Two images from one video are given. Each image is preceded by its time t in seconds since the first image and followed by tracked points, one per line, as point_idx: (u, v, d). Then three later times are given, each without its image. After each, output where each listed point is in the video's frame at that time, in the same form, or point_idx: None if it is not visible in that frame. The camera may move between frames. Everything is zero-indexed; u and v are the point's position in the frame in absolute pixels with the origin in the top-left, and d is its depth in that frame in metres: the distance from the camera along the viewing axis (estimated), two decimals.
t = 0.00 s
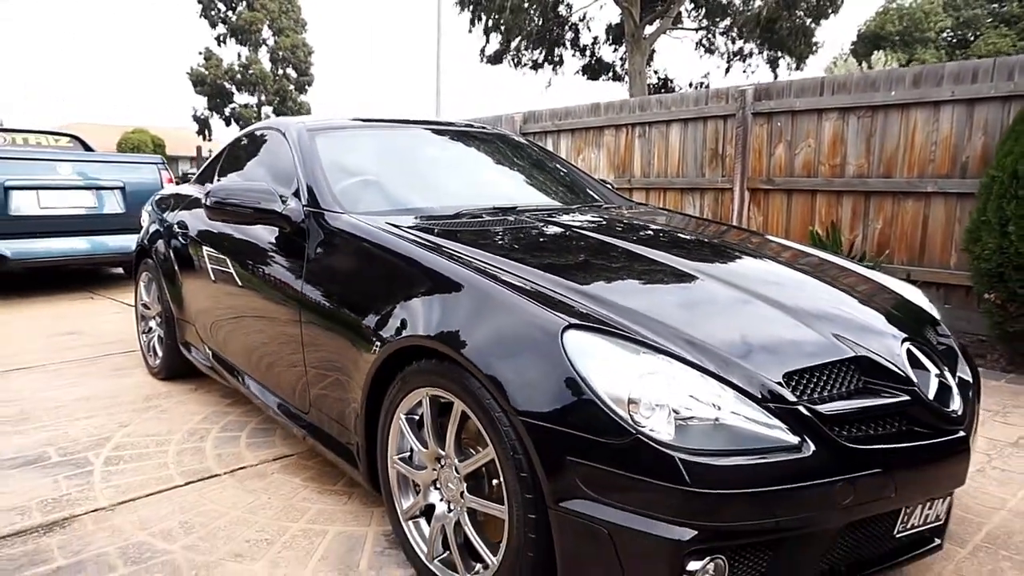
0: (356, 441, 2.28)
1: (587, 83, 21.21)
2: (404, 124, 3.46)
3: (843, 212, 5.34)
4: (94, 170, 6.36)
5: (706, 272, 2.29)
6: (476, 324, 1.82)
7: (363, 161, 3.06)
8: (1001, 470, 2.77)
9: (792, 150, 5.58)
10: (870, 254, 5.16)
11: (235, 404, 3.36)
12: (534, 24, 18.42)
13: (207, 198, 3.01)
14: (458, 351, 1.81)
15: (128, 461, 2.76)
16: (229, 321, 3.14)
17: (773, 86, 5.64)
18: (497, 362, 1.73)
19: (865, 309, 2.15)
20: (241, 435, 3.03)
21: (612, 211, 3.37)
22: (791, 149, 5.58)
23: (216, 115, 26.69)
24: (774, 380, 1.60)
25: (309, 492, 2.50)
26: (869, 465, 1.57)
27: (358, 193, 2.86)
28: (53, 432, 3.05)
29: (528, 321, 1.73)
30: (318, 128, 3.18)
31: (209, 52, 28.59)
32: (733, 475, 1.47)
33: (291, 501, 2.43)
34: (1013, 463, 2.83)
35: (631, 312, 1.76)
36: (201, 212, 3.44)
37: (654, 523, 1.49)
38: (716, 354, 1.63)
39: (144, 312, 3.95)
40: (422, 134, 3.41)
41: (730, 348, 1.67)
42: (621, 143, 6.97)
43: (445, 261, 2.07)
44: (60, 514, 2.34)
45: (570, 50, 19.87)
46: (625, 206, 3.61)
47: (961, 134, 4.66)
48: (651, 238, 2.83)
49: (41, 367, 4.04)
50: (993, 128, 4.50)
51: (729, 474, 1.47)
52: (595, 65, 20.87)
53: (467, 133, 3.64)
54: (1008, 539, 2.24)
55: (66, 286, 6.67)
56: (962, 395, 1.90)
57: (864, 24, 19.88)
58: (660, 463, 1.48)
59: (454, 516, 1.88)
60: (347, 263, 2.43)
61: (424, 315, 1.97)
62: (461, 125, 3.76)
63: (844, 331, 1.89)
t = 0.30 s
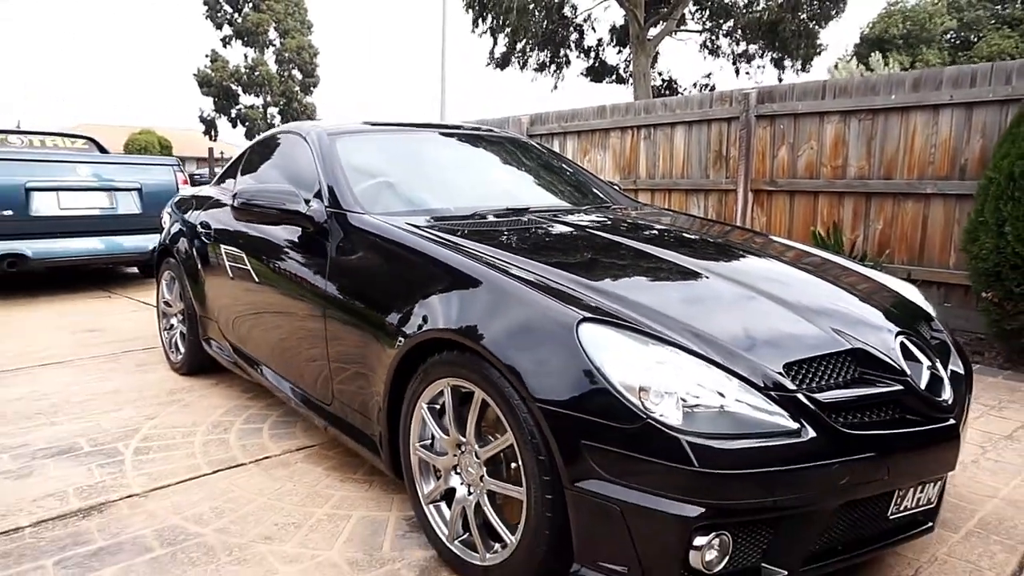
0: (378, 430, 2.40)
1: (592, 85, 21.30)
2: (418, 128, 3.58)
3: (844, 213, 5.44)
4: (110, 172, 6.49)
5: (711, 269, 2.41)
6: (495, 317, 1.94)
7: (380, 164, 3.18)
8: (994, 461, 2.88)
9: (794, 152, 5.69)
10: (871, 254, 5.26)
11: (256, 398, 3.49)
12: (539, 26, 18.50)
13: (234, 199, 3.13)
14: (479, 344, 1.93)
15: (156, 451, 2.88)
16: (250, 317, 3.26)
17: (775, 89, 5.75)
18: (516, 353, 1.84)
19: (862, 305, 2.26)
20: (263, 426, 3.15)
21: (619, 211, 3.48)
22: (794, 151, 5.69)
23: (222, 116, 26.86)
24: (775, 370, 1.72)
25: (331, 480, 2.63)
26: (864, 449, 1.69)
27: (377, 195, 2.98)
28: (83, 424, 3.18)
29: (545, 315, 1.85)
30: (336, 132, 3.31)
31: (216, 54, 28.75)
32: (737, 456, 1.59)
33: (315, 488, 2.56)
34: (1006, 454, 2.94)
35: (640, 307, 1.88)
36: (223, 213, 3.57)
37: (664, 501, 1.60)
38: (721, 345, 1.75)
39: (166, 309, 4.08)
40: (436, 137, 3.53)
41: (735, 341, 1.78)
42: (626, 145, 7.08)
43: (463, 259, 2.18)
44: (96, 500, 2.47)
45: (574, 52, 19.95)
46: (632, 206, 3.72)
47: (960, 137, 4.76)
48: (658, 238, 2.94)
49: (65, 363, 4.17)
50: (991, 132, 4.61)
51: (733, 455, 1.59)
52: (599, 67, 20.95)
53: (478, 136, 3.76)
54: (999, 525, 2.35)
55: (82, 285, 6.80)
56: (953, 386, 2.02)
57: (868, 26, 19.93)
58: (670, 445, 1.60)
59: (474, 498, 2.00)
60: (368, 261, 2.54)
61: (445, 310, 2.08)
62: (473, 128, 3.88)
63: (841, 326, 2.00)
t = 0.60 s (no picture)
0: (398, 422, 2.51)
1: (598, 86, 21.36)
2: (433, 132, 3.70)
3: (848, 214, 5.54)
4: (128, 174, 6.63)
5: (715, 269, 2.52)
6: (511, 314, 2.05)
7: (396, 167, 3.30)
8: (990, 455, 2.98)
9: (799, 154, 5.78)
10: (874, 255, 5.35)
11: (276, 393, 3.61)
12: (546, 28, 18.56)
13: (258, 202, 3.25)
14: (496, 339, 2.04)
15: (183, 443, 3.01)
16: (270, 315, 3.38)
17: (780, 93, 5.84)
18: (532, 348, 1.96)
19: (859, 304, 2.36)
20: (284, 420, 3.28)
21: (627, 213, 3.59)
22: (799, 154, 5.78)
23: (231, 117, 27.04)
24: (777, 364, 1.83)
25: (352, 470, 2.75)
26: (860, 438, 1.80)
27: (394, 197, 3.10)
28: (111, 418, 3.31)
29: (560, 312, 1.96)
30: (355, 137, 3.43)
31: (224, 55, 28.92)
32: (740, 444, 1.69)
33: (336, 478, 2.68)
34: (1002, 449, 3.04)
35: (648, 304, 1.99)
36: (244, 214, 3.69)
37: (672, 486, 1.72)
38: (725, 341, 1.86)
39: (187, 307, 4.22)
40: (450, 141, 3.65)
41: (738, 336, 1.89)
42: (634, 147, 7.19)
43: (480, 258, 2.29)
44: (129, 488, 2.59)
45: (581, 53, 20.01)
46: (640, 208, 3.83)
47: (962, 140, 4.85)
48: (665, 239, 3.05)
49: (90, 360, 4.31)
50: (993, 136, 4.70)
51: (736, 443, 1.69)
52: (606, 68, 21.00)
53: (490, 140, 3.88)
54: (992, 515, 2.46)
55: (100, 285, 6.95)
56: (945, 380, 2.13)
57: (875, 27, 19.93)
58: (677, 433, 1.71)
59: (491, 486, 2.12)
60: (387, 261, 2.66)
61: (464, 307, 2.20)
62: (485, 133, 3.99)
63: (840, 323, 2.11)
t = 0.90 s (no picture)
0: (418, 415, 2.60)
1: (613, 85, 21.35)
2: (451, 134, 3.79)
3: (862, 214, 5.56)
4: (151, 175, 6.78)
5: (726, 268, 2.59)
6: (527, 310, 2.13)
7: (415, 167, 3.39)
8: (1000, 452, 3.03)
9: (812, 155, 5.82)
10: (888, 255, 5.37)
11: (298, 388, 3.72)
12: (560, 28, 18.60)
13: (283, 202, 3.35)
14: (514, 334, 2.13)
15: (210, 434, 3.12)
16: (292, 313, 3.49)
17: (794, 93, 5.88)
18: (547, 342, 2.04)
19: (868, 302, 2.42)
20: (307, 414, 3.38)
21: (642, 213, 3.66)
22: (813, 153, 5.81)
23: (247, 117, 27.29)
24: (783, 359, 1.89)
25: (373, 461, 2.84)
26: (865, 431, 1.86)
27: (414, 197, 3.19)
28: (140, 410, 3.43)
29: (574, 308, 2.04)
30: (375, 138, 3.53)
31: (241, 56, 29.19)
32: (748, 434, 1.77)
33: (358, 469, 2.77)
34: (1012, 447, 3.07)
35: (661, 301, 2.06)
36: (267, 213, 3.80)
37: (683, 474, 1.79)
38: (734, 335, 1.93)
39: (211, 304, 4.34)
40: (467, 142, 3.74)
41: (748, 332, 1.96)
42: (648, 148, 7.24)
43: (497, 256, 2.38)
44: (160, 476, 2.70)
45: (595, 52, 20.03)
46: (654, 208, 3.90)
47: (975, 139, 4.87)
48: (678, 238, 3.12)
49: (118, 355, 4.44)
50: (1005, 136, 4.72)
51: (744, 433, 1.76)
52: (620, 67, 21.02)
53: (507, 141, 3.96)
54: (999, 509, 2.51)
55: (124, 283, 7.10)
56: (950, 376, 2.19)
57: (891, 25, 19.80)
58: (687, 424, 1.78)
59: (508, 475, 2.20)
60: (408, 259, 2.74)
61: (482, 303, 2.28)
62: (502, 134, 4.08)
63: (848, 320, 2.17)
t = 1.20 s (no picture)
0: (449, 405, 2.71)
1: (645, 84, 21.25)
2: (483, 134, 3.89)
3: (894, 213, 5.53)
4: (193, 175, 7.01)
5: (752, 265, 2.64)
6: (555, 303, 2.22)
7: (448, 167, 3.49)
8: None
9: (844, 153, 5.80)
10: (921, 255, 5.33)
11: (334, 379, 3.85)
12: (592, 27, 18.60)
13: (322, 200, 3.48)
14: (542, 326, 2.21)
15: (252, 422, 3.26)
16: (328, 307, 3.62)
17: (825, 91, 5.86)
18: (574, 334, 2.12)
19: (892, 299, 2.45)
20: (342, 404, 3.51)
21: (670, 211, 3.72)
22: (845, 152, 5.79)
23: (283, 118, 27.78)
24: (803, 351, 1.95)
25: (406, 449, 2.95)
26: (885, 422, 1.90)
27: (447, 195, 3.29)
28: (185, 399, 3.59)
29: (600, 301, 2.12)
30: (410, 139, 3.64)
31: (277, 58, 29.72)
32: (766, 423, 1.83)
33: (392, 456, 2.89)
34: None
35: (685, 294, 2.13)
36: (305, 211, 3.93)
37: (702, 460, 1.86)
38: (755, 328, 1.99)
39: (251, 299, 4.51)
40: (499, 142, 3.84)
41: (769, 325, 2.02)
42: (678, 147, 7.26)
43: (527, 252, 2.47)
44: (206, 460, 2.85)
45: (627, 51, 19.97)
46: (683, 206, 3.95)
47: (1010, 137, 4.82)
48: (706, 236, 3.17)
49: (163, 347, 4.64)
50: None
51: (762, 422, 1.83)
52: (652, 66, 20.93)
53: (538, 141, 4.04)
54: None
55: (167, 279, 7.35)
56: (972, 371, 2.21)
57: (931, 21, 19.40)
58: (707, 413, 1.85)
59: (535, 462, 2.30)
60: (440, 254, 2.85)
61: (512, 296, 2.37)
62: (533, 134, 4.17)
63: (870, 316, 2.21)
